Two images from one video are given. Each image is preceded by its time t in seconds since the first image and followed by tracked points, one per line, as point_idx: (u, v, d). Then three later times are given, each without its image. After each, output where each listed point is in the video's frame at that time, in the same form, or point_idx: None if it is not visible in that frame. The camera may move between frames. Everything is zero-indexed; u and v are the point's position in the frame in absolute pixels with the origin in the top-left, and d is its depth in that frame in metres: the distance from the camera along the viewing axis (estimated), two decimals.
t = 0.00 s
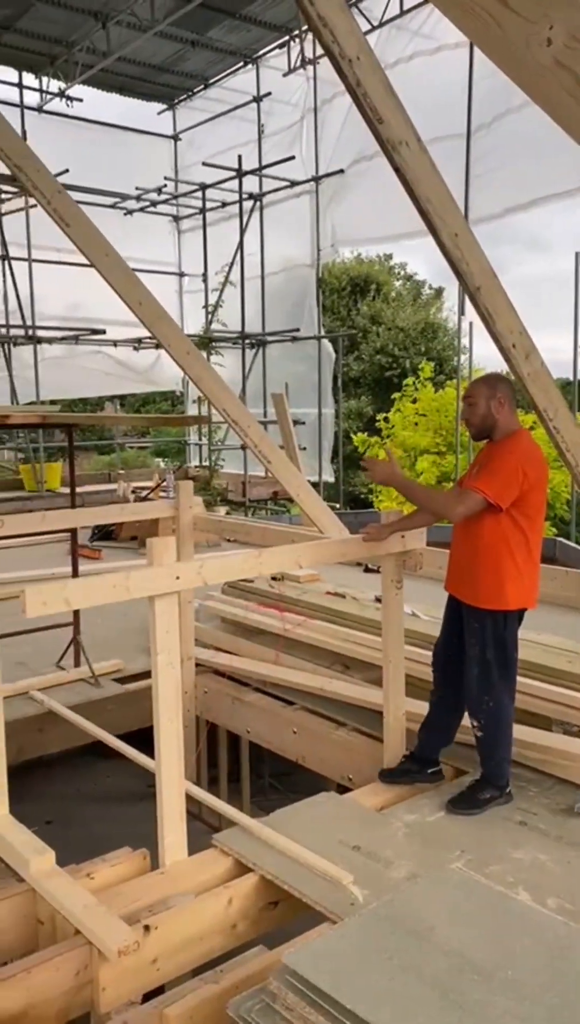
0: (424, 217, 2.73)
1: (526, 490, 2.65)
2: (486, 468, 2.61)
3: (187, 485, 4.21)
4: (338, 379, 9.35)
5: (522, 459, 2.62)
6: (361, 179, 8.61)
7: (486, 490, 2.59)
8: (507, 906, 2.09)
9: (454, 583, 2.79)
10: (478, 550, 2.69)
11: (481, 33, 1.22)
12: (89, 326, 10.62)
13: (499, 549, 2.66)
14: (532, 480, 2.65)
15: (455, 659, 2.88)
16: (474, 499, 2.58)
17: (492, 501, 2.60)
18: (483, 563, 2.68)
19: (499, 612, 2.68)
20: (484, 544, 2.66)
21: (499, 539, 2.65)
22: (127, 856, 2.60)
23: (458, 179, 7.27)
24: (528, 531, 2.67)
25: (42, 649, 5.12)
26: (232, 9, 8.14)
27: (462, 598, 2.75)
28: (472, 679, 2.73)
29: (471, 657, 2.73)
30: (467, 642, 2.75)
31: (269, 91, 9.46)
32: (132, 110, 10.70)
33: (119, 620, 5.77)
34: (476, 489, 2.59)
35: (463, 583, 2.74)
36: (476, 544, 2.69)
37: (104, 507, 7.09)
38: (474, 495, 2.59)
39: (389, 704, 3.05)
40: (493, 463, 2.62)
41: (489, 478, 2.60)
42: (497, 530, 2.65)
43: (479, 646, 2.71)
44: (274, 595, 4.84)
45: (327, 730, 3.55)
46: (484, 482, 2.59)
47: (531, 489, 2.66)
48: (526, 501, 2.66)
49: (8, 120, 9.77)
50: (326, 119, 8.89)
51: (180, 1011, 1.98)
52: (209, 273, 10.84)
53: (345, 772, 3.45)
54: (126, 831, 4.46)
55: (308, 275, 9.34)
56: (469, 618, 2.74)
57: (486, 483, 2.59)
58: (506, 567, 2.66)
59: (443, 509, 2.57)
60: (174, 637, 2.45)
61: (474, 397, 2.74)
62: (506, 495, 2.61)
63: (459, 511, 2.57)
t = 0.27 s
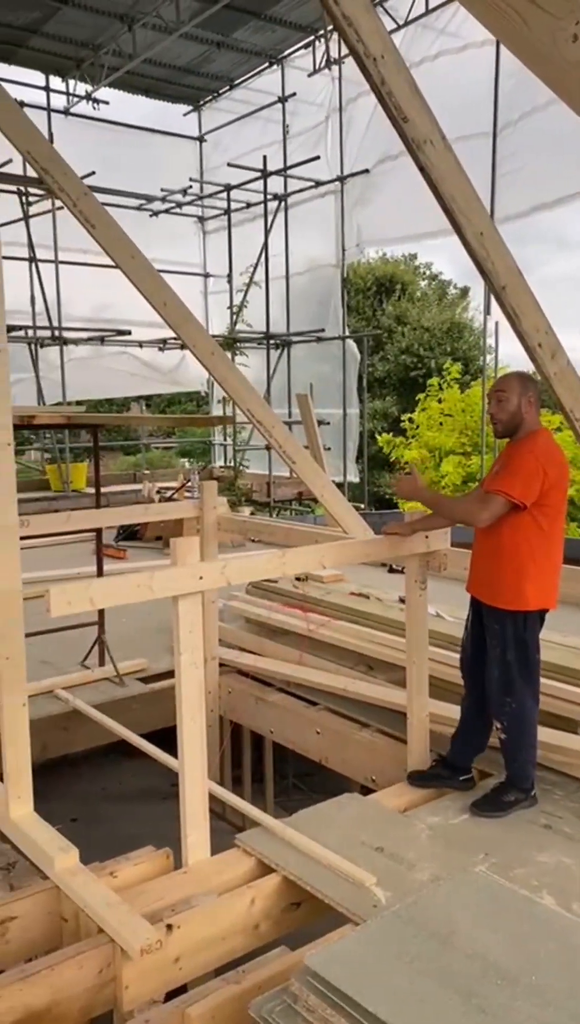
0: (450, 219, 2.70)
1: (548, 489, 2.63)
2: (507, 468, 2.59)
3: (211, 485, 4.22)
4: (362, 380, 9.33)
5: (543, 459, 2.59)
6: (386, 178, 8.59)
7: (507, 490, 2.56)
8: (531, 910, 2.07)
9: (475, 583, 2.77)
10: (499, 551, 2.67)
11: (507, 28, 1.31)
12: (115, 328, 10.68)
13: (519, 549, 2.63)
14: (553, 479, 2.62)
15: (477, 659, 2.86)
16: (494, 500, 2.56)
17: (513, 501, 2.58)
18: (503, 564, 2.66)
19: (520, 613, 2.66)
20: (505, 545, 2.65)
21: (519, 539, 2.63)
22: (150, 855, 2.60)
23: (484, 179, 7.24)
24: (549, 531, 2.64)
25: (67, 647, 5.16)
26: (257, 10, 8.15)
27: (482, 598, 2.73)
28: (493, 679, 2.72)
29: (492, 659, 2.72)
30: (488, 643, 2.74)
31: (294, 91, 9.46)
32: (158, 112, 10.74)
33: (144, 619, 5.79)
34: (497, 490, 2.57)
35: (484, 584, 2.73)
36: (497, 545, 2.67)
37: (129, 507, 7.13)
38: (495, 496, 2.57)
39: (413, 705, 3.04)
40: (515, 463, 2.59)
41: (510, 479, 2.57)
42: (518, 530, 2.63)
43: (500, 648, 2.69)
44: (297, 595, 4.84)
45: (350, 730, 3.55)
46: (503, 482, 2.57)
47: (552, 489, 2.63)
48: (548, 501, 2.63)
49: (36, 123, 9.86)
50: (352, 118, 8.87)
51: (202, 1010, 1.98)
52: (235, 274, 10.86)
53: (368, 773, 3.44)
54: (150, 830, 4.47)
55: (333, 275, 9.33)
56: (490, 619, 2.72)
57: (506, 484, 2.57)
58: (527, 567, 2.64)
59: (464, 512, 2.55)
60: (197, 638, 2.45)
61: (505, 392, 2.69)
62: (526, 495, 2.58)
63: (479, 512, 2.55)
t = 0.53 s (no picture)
0: (476, 217, 2.68)
1: (572, 488, 2.60)
2: (532, 469, 2.57)
3: (236, 485, 4.23)
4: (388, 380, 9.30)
5: (566, 459, 2.57)
6: (412, 178, 8.56)
7: (530, 490, 2.54)
8: (556, 915, 2.05)
9: (502, 585, 2.74)
10: (525, 551, 2.64)
11: (535, 26, 1.56)
12: (142, 329, 10.74)
13: (546, 549, 2.61)
14: (577, 478, 2.59)
15: (503, 661, 2.84)
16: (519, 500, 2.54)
17: (537, 502, 2.55)
18: (531, 565, 2.63)
19: (547, 614, 2.63)
20: (532, 545, 2.62)
21: (543, 539, 2.60)
22: (174, 853, 2.61)
23: (511, 178, 7.19)
24: (573, 530, 2.62)
25: (93, 646, 5.19)
26: (283, 10, 8.16)
27: (508, 599, 2.71)
28: (520, 680, 2.70)
29: (520, 661, 2.70)
30: (515, 646, 2.72)
31: (320, 91, 9.45)
32: (184, 114, 10.79)
33: (169, 619, 5.81)
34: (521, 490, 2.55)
35: (511, 586, 2.69)
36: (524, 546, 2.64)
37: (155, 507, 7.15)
38: (519, 495, 2.55)
39: (438, 707, 3.02)
40: (537, 464, 2.57)
41: (535, 479, 2.55)
42: (544, 529, 2.60)
43: (528, 650, 2.67)
44: (322, 595, 4.83)
45: (374, 731, 3.54)
46: (526, 482, 2.55)
47: (576, 488, 2.61)
48: (572, 499, 2.61)
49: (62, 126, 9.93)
50: (378, 117, 8.85)
51: (225, 1009, 1.99)
52: (260, 275, 10.88)
53: (393, 774, 3.43)
54: (174, 829, 4.48)
55: (358, 275, 9.32)
56: (518, 620, 2.69)
57: (530, 484, 2.55)
58: (554, 567, 2.61)
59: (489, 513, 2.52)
60: (221, 638, 2.46)
61: (540, 395, 2.62)
62: (551, 495, 2.56)
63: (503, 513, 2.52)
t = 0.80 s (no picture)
0: (504, 215, 2.64)
1: None
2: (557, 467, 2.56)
3: (262, 485, 4.24)
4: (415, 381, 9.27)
5: None
6: (440, 178, 8.53)
7: (555, 489, 2.52)
8: None
9: (533, 587, 2.72)
10: (557, 551, 2.62)
11: (568, 27, 1.67)
12: (169, 330, 10.80)
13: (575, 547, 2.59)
14: None
15: (534, 662, 2.81)
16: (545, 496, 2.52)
17: (564, 501, 2.53)
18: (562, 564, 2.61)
19: None
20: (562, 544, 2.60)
21: (573, 538, 2.58)
22: (200, 852, 2.62)
23: (540, 176, 7.14)
24: None
25: (121, 645, 5.22)
26: (311, 11, 8.17)
27: (540, 602, 2.68)
28: (553, 681, 2.68)
29: (552, 661, 2.67)
30: (546, 647, 2.69)
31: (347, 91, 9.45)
32: (212, 116, 10.83)
33: (196, 619, 5.83)
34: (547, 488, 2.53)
35: (542, 588, 2.67)
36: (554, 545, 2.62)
37: (182, 507, 7.19)
38: (546, 492, 2.52)
39: (465, 708, 3.01)
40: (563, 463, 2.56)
41: (560, 477, 2.54)
42: (573, 527, 2.58)
43: (560, 650, 2.65)
44: (348, 595, 4.82)
45: (400, 732, 3.53)
46: (551, 481, 2.54)
47: None
48: None
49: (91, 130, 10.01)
50: (406, 117, 8.84)
51: (251, 1009, 1.99)
52: (287, 275, 10.89)
53: (419, 776, 3.42)
54: (200, 828, 4.50)
55: (385, 275, 9.32)
56: (549, 620, 2.67)
57: (555, 483, 2.53)
58: None
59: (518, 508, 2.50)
60: (249, 638, 2.46)
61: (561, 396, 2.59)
62: (577, 492, 2.54)
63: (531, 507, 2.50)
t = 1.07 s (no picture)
0: (537, 215, 2.60)
1: None
2: None
3: (292, 485, 4.25)
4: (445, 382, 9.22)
5: None
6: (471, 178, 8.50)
7: None
8: None
9: (567, 590, 2.68)
10: None
11: None
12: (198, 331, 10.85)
13: None
14: None
15: (568, 663, 2.79)
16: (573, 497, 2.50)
17: None
18: None
19: None
20: None
21: None
22: (232, 852, 2.63)
23: (573, 175, 7.08)
24: None
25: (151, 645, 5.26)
26: (342, 12, 8.17)
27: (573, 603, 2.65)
28: None
29: None
30: None
31: (378, 92, 9.44)
32: (243, 118, 10.86)
33: (225, 619, 5.85)
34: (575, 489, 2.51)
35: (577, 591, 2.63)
36: None
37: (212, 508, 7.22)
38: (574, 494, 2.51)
39: (497, 711, 2.99)
40: None
41: None
42: None
43: None
44: (379, 597, 4.82)
45: (432, 735, 3.51)
46: None
47: None
48: None
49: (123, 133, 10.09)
50: (438, 117, 8.82)
51: (283, 1009, 2.00)
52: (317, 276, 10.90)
53: (450, 779, 3.40)
54: (230, 827, 4.52)
55: (416, 276, 9.29)
56: None
57: None
58: None
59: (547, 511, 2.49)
60: (281, 638, 2.47)
61: None
62: None
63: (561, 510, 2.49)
